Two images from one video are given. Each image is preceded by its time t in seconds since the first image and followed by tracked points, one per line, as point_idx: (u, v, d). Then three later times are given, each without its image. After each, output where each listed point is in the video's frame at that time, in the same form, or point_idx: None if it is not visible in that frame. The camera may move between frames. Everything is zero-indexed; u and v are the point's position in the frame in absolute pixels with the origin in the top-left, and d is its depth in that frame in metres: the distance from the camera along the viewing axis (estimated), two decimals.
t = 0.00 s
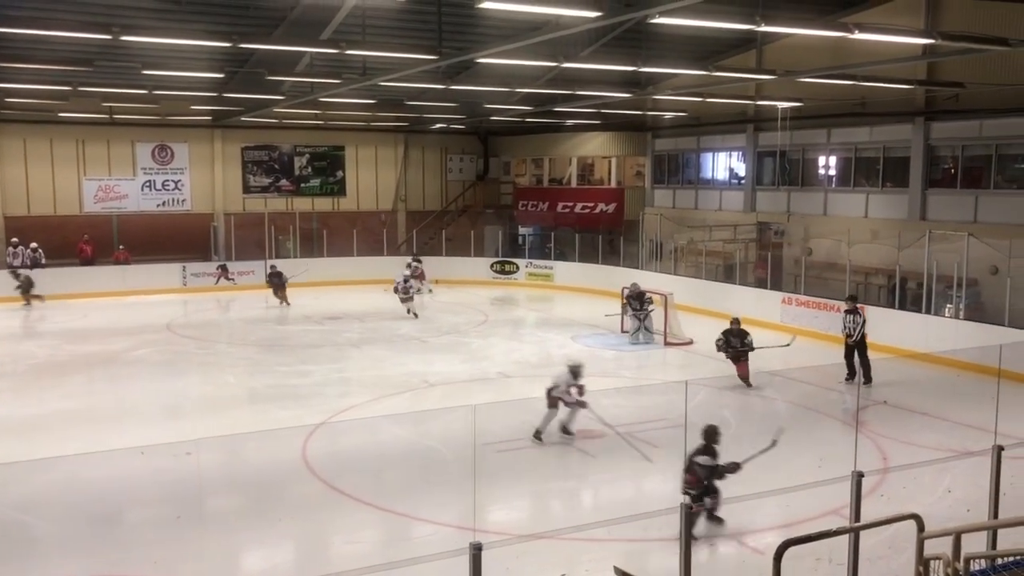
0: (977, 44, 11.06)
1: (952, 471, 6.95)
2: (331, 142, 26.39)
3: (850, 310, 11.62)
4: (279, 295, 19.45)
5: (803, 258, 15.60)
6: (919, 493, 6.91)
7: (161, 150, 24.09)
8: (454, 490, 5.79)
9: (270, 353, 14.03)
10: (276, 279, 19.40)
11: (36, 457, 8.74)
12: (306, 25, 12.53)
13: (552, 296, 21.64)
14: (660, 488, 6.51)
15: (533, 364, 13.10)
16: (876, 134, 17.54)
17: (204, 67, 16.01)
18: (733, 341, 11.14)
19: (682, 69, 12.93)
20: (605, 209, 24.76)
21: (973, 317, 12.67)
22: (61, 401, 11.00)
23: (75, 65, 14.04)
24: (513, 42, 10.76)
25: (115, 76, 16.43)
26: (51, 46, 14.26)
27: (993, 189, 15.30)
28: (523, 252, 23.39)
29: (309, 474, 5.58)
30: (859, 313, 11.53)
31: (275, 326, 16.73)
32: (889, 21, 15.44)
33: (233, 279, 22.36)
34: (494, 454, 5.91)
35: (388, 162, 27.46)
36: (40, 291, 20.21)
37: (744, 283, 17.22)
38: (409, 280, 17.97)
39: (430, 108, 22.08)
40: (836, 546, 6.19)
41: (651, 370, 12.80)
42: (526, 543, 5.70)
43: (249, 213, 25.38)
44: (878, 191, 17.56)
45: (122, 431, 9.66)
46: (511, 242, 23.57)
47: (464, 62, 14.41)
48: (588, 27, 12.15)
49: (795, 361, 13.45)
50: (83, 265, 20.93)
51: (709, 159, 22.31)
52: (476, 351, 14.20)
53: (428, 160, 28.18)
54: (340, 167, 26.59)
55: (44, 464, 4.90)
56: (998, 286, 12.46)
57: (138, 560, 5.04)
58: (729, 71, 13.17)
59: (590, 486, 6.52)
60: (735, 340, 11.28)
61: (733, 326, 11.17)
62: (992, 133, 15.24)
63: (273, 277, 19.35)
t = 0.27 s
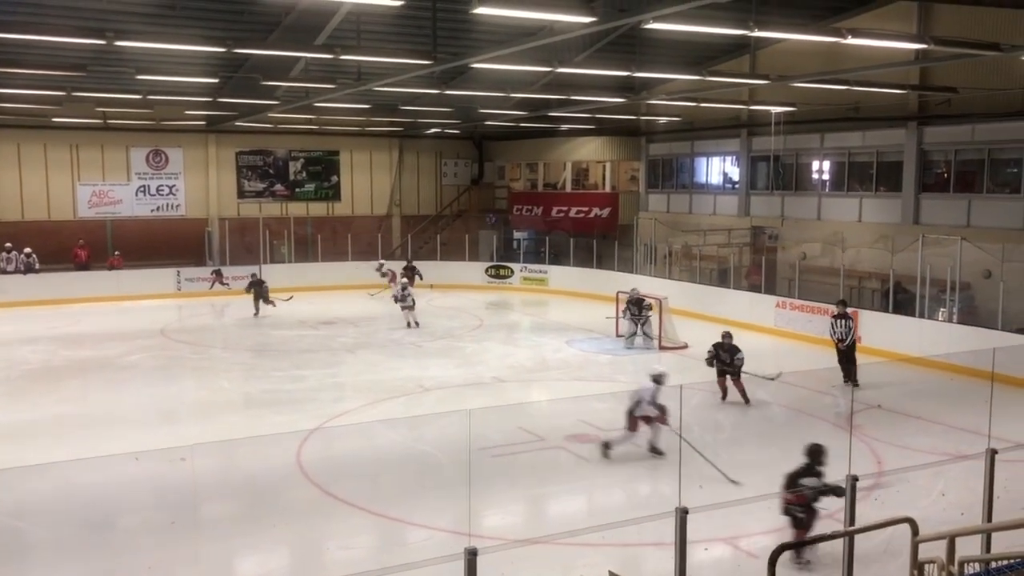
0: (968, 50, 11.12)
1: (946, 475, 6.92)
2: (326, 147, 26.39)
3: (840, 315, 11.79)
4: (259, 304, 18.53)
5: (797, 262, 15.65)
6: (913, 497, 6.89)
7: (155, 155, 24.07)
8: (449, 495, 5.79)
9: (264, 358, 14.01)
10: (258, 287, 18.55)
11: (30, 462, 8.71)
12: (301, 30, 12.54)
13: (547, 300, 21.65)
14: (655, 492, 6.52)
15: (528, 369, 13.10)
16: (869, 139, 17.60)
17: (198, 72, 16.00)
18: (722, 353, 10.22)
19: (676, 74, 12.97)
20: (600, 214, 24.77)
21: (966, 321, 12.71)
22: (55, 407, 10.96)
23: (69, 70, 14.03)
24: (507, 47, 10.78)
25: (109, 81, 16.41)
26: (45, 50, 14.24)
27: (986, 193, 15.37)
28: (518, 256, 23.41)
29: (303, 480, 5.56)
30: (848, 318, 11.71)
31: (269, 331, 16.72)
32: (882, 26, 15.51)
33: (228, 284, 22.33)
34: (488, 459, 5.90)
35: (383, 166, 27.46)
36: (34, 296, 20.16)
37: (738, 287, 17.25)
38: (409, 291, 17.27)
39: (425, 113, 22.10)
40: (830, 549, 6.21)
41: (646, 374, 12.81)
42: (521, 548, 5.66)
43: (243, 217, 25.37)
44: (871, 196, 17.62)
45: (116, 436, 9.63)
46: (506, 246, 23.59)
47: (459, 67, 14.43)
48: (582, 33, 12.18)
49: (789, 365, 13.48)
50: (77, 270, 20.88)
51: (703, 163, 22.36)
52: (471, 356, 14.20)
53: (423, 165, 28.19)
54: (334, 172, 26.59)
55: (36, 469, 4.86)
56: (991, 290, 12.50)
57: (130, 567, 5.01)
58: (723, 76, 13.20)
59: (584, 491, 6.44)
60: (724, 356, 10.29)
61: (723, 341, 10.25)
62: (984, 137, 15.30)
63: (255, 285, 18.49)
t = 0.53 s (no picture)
0: (965, 54, 11.14)
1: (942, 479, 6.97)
2: (323, 152, 26.39)
3: (832, 318, 11.98)
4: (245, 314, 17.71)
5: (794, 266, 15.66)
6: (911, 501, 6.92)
7: (152, 160, 24.07)
8: (446, 499, 5.85)
9: (261, 363, 14.00)
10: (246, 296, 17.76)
11: (26, 468, 8.70)
12: (298, 35, 12.55)
13: (544, 305, 21.65)
14: (652, 497, 6.48)
15: (526, 373, 13.09)
16: (866, 143, 17.61)
17: (194, 76, 15.99)
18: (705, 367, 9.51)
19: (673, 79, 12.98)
20: (597, 218, 24.88)
21: (963, 325, 12.73)
22: (51, 412, 10.95)
23: (66, 75, 14.02)
24: (504, 52, 10.79)
25: (106, 86, 16.40)
26: (42, 56, 14.24)
27: (982, 198, 15.40)
28: (515, 261, 23.41)
29: (299, 486, 5.52)
30: (840, 321, 11.89)
31: (266, 336, 16.69)
32: (879, 30, 15.56)
33: (225, 289, 22.32)
34: (486, 463, 5.88)
35: (380, 171, 27.46)
36: (31, 302, 20.14)
37: (735, 291, 17.26)
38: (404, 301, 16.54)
39: (422, 117, 22.11)
40: (829, 553, 6.21)
41: (643, 378, 12.81)
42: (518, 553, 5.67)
43: (240, 222, 25.36)
44: (868, 200, 17.65)
45: (112, 441, 9.62)
46: (503, 251, 23.60)
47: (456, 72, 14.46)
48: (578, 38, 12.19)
49: (785, 370, 13.49)
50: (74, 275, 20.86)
51: (700, 168, 22.38)
52: (468, 360, 14.20)
53: (420, 169, 28.20)
54: (331, 177, 26.59)
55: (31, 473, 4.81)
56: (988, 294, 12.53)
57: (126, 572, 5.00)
58: (719, 81, 13.22)
59: (582, 496, 6.34)
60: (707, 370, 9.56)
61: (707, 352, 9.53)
62: (980, 141, 15.33)
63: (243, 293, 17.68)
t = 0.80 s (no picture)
0: (963, 57, 11.13)
1: (941, 483, 7.05)
2: (322, 155, 26.38)
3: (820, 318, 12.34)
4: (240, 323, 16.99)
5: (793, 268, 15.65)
6: (908, 504, 7.01)
7: (150, 163, 24.06)
8: (445, 502, 5.77)
9: (260, 366, 13.99)
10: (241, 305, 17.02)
11: (23, 471, 8.68)
12: (296, 38, 12.54)
13: (543, 307, 21.64)
14: (652, 500, 6.39)
15: (525, 376, 13.08)
16: (865, 146, 17.61)
17: (193, 79, 15.99)
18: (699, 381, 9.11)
19: (672, 82, 12.98)
20: (596, 220, 24.90)
21: (962, 328, 12.72)
22: (49, 415, 10.94)
23: (64, 78, 14.02)
24: (503, 55, 10.78)
25: (104, 89, 16.40)
26: (40, 59, 14.24)
27: (981, 201, 15.40)
28: (514, 263, 23.41)
29: (298, 489, 5.46)
30: (828, 322, 12.26)
31: (265, 339, 16.68)
32: (877, 33, 15.57)
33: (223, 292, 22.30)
34: (486, 466, 5.86)
35: (378, 174, 27.46)
36: (29, 305, 20.13)
37: (734, 293, 17.26)
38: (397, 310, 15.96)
39: (421, 120, 22.11)
40: (829, 557, 6.19)
41: (642, 381, 12.80)
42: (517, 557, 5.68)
43: (239, 225, 25.35)
44: (867, 203, 17.64)
45: (110, 445, 9.60)
46: (502, 254, 23.59)
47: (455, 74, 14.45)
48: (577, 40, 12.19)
49: (784, 372, 13.49)
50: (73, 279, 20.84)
51: (699, 170, 22.38)
52: (467, 363, 14.19)
53: (418, 172, 28.21)
54: (330, 180, 26.59)
55: (29, 478, 4.78)
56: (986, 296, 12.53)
57: None
58: (718, 84, 13.22)
59: (581, 499, 6.34)
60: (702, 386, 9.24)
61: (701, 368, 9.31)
62: (979, 144, 15.33)
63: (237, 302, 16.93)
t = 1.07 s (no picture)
0: (962, 59, 11.15)
1: (940, 484, 7.04)
2: (321, 156, 26.39)
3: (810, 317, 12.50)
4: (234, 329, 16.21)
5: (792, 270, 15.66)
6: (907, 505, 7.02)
7: (149, 165, 24.05)
8: (445, 504, 5.80)
9: (258, 368, 13.99)
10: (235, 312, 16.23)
11: (22, 474, 8.67)
12: (296, 40, 12.55)
13: (542, 309, 21.65)
14: (651, 502, 6.46)
15: (524, 378, 13.09)
16: (863, 147, 17.64)
17: (192, 81, 16.00)
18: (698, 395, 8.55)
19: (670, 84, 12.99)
20: (594, 222, 24.84)
21: (960, 329, 12.74)
22: (47, 417, 10.93)
23: (63, 80, 14.02)
24: (502, 57, 10.80)
25: (103, 91, 16.40)
26: (39, 61, 14.24)
27: (979, 202, 15.42)
28: (513, 265, 23.42)
29: (298, 491, 5.50)
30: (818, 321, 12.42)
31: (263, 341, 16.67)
32: (875, 35, 15.59)
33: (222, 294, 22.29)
34: (486, 468, 5.85)
35: (377, 176, 27.48)
36: (28, 307, 20.12)
37: (733, 295, 17.27)
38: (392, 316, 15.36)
39: (420, 122, 22.13)
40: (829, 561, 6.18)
41: (641, 383, 12.81)
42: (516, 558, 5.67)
43: (238, 227, 25.35)
44: (865, 205, 17.65)
45: (108, 447, 9.60)
46: (501, 256, 23.60)
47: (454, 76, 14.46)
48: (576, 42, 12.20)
49: (783, 374, 13.50)
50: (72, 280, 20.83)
51: (698, 172, 22.40)
52: (466, 365, 14.19)
53: (417, 174, 28.22)
54: (329, 181, 26.59)
55: (28, 481, 4.78)
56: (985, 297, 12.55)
57: None
58: (716, 86, 13.23)
59: (580, 501, 6.29)
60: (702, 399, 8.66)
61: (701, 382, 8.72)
62: (977, 145, 15.35)
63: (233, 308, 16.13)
